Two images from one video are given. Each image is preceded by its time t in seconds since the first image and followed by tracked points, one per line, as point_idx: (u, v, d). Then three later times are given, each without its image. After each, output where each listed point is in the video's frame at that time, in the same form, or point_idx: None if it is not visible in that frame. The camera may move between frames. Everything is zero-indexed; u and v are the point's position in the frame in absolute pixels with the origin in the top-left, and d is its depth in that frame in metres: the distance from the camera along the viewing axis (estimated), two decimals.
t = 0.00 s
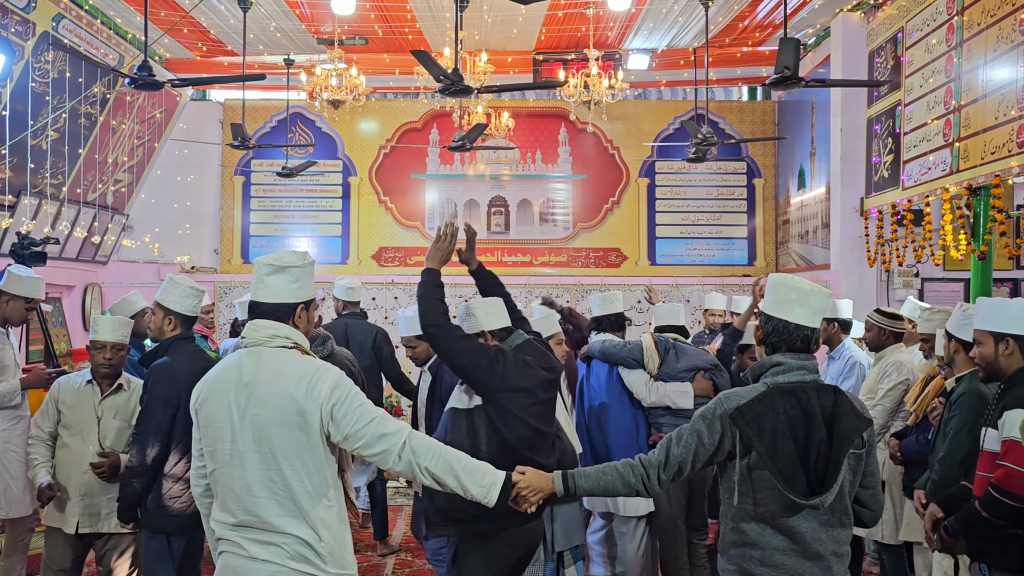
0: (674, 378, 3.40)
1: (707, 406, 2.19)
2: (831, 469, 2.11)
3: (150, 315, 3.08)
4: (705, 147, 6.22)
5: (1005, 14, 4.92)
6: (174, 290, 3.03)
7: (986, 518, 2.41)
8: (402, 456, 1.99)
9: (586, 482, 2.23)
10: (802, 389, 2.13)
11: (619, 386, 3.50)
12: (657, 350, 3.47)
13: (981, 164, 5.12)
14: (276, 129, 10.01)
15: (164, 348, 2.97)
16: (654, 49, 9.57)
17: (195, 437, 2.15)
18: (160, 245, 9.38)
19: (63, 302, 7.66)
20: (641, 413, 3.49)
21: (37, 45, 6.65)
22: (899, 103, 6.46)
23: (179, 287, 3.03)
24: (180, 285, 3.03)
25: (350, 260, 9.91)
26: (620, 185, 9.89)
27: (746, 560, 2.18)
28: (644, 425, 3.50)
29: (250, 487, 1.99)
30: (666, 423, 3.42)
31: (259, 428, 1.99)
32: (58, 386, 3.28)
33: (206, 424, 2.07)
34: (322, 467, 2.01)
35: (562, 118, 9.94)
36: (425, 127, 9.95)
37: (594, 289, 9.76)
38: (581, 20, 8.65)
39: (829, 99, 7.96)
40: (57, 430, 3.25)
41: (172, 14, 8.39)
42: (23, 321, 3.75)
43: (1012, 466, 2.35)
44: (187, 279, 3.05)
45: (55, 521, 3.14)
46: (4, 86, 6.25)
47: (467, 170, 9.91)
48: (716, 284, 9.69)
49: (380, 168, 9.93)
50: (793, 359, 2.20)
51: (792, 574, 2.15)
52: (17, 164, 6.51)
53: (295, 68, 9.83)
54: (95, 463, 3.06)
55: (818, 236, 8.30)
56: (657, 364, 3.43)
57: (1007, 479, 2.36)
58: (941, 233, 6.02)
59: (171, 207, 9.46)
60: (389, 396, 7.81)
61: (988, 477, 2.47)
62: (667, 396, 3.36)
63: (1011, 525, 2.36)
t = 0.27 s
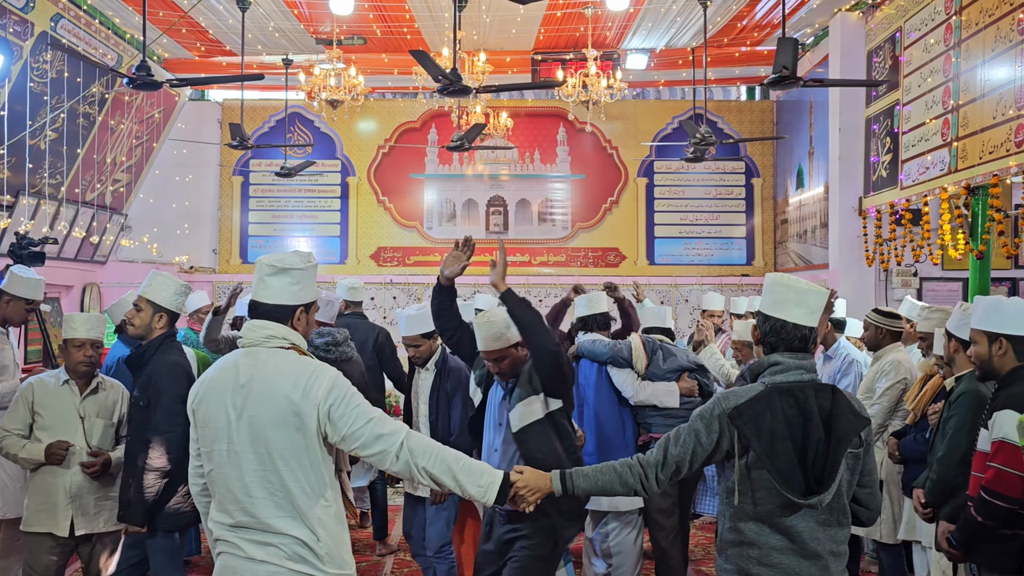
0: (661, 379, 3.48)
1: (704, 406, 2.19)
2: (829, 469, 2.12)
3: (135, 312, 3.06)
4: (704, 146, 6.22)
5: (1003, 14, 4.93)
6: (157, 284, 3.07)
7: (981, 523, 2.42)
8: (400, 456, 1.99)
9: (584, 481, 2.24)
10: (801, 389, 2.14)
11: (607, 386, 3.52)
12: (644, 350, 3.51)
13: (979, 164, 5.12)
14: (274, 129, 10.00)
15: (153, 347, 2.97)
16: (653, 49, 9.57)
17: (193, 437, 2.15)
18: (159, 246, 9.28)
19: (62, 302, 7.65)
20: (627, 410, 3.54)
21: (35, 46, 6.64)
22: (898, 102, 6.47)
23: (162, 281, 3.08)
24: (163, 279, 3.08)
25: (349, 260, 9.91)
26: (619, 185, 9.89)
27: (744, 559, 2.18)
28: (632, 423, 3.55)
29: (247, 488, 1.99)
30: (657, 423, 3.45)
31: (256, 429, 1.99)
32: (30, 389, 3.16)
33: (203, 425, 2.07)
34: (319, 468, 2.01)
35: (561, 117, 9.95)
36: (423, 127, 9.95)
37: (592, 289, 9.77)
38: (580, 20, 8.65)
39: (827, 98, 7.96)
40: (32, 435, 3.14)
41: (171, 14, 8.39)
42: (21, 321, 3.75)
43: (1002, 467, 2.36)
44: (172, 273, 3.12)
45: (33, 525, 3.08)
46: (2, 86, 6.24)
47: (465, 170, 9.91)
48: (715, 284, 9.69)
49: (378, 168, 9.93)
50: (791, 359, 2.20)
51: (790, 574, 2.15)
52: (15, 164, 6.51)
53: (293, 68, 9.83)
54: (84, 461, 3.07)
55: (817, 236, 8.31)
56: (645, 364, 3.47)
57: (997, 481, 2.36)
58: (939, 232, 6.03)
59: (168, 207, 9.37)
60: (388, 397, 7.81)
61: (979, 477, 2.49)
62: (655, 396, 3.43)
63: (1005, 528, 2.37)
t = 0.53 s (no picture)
0: (659, 373, 3.56)
1: (704, 405, 2.19)
2: (830, 468, 2.11)
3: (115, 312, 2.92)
4: (704, 145, 6.22)
5: (1003, 13, 4.93)
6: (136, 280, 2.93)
7: (968, 523, 2.46)
8: (399, 456, 1.99)
9: (584, 480, 2.24)
10: (801, 387, 2.14)
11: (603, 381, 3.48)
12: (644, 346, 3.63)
13: (979, 163, 5.12)
14: (274, 128, 10.00)
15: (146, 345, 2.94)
16: (652, 48, 9.53)
17: (192, 436, 2.15)
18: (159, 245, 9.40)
19: (61, 302, 7.64)
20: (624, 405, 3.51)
21: (35, 45, 6.64)
22: (897, 101, 6.47)
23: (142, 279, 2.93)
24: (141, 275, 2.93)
25: (348, 259, 9.91)
26: (618, 184, 9.89)
27: (745, 558, 2.18)
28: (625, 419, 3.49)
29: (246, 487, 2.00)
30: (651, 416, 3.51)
31: (254, 428, 2.00)
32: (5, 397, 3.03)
33: (202, 423, 2.07)
34: (317, 467, 2.01)
35: (560, 116, 9.95)
36: (423, 126, 9.95)
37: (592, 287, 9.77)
38: (580, 19, 8.65)
39: (827, 97, 7.97)
40: (12, 441, 3.03)
41: (170, 13, 8.39)
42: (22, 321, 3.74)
43: (985, 469, 2.38)
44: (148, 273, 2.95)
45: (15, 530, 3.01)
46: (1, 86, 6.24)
47: (465, 169, 9.91)
48: (714, 283, 9.69)
49: (377, 168, 9.92)
50: (791, 357, 2.20)
51: (790, 572, 2.15)
52: (15, 164, 6.50)
53: (292, 67, 9.82)
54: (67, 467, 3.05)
55: (816, 235, 8.31)
56: (645, 359, 3.59)
57: (981, 483, 2.40)
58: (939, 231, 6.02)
59: (168, 206, 9.47)
60: (387, 396, 7.81)
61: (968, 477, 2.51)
62: (655, 390, 3.49)
63: (992, 528, 2.41)
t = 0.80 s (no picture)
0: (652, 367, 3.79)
1: (704, 403, 2.19)
2: (830, 465, 2.11)
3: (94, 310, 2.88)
4: (703, 143, 6.21)
5: (1002, 10, 4.92)
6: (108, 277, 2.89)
7: (958, 524, 2.46)
8: (397, 452, 1.99)
9: (584, 477, 2.23)
10: (800, 384, 2.15)
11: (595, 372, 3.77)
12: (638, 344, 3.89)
13: (978, 161, 5.12)
14: (273, 127, 10.00)
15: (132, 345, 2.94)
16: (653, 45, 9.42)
17: (190, 435, 2.15)
18: (159, 244, 9.42)
19: (61, 301, 7.63)
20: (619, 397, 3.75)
21: (33, 44, 6.63)
22: (897, 99, 6.47)
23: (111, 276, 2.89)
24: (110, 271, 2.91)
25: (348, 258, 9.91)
26: (618, 182, 9.89)
27: (746, 557, 2.17)
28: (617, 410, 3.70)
29: (244, 485, 1.99)
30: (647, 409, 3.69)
31: (253, 426, 1.99)
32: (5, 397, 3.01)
33: (201, 422, 2.07)
34: (316, 465, 2.01)
35: (559, 115, 9.95)
36: (422, 125, 9.94)
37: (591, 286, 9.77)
38: (579, 18, 8.64)
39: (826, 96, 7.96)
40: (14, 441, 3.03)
41: (169, 12, 8.39)
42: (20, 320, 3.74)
43: (974, 472, 2.40)
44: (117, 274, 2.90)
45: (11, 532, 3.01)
46: None
47: (464, 168, 9.91)
48: (713, 282, 9.69)
49: (377, 166, 9.92)
50: (790, 355, 2.20)
51: (791, 571, 2.15)
52: (14, 163, 6.50)
53: (291, 66, 9.81)
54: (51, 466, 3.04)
55: (816, 233, 8.31)
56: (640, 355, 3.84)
57: (969, 486, 2.41)
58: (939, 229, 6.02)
59: (167, 206, 9.51)
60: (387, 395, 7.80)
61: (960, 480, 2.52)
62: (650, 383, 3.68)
63: (982, 530, 2.40)
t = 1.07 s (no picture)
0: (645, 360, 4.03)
1: (703, 401, 2.18)
2: (829, 464, 2.11)
3: (88, 309, 2.82)
4: (702, 142, 6.20)
5: (1001, 9, 4.92)
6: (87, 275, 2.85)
7: (957, 524, 2.47)
8: (395, 451, 1.98)
9: (582, 474, 2.23)
10: (799, 383, 2.14)
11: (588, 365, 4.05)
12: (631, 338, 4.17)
13: (977, 159, 5.12)
14: (271, 126, 10.00)
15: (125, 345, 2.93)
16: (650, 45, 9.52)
17: (187, 434, 2.15)
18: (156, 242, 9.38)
19: (59, 300, 7.62)
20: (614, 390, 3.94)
21: (31, 43, 6.62)
22: (895, 98, 6.46)
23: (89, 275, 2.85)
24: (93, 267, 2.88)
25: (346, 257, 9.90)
26: (616, 181, 9.88)
27: (745, 555, 2.17)
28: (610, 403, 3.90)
29: (240, 484, 1.99)
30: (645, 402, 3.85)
31: (249, 425, 1.99)
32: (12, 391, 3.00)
33: (197, 420, 2.07)
34: (312, 463, 2.01)
35: (558, 114, 9.94)
36: (421, 124, 9.93)
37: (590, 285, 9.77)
38: (577, 16, 8.63)
39: (825, 94, 7.96)
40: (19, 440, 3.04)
41: (167, 11, 8.38)
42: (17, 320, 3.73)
43: (974, 472, 2.39)
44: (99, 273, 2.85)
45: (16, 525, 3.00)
46: None
47: (463, 167, 9.91)
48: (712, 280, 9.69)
49: (376, 165, 9.92)
50: (790, 354, 2.20)
51: (790, 569, 2.14)
52: (12, 162, 6.49)
53: (290, 65, 9.80)
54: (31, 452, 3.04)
55: (815, 231, 8.30)
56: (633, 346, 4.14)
57: (969, 485, 2.41)
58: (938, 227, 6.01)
59: (165, 205, 9.47)
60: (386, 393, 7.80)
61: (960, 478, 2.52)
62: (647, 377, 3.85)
63: (980, 529, 2.41)
